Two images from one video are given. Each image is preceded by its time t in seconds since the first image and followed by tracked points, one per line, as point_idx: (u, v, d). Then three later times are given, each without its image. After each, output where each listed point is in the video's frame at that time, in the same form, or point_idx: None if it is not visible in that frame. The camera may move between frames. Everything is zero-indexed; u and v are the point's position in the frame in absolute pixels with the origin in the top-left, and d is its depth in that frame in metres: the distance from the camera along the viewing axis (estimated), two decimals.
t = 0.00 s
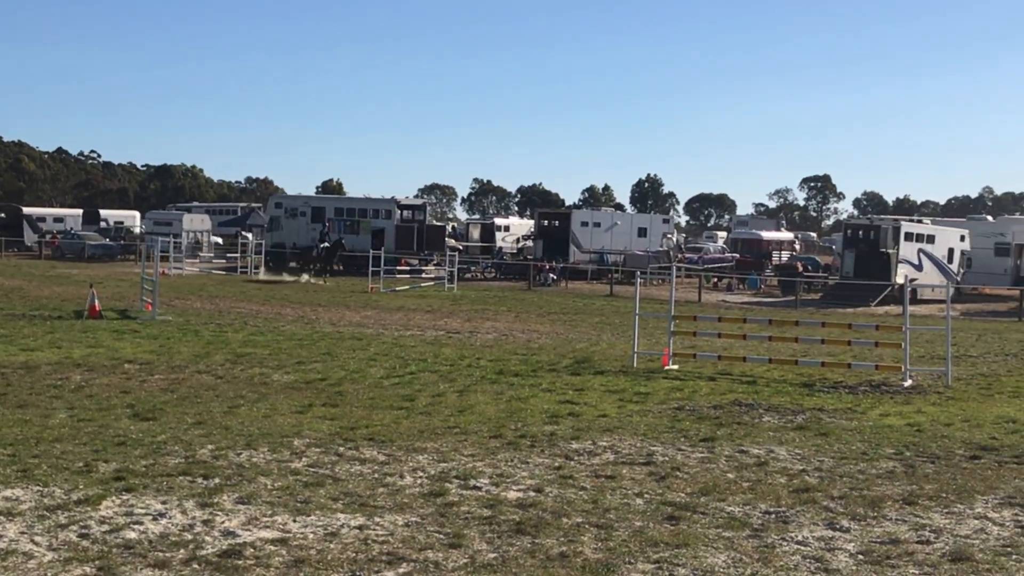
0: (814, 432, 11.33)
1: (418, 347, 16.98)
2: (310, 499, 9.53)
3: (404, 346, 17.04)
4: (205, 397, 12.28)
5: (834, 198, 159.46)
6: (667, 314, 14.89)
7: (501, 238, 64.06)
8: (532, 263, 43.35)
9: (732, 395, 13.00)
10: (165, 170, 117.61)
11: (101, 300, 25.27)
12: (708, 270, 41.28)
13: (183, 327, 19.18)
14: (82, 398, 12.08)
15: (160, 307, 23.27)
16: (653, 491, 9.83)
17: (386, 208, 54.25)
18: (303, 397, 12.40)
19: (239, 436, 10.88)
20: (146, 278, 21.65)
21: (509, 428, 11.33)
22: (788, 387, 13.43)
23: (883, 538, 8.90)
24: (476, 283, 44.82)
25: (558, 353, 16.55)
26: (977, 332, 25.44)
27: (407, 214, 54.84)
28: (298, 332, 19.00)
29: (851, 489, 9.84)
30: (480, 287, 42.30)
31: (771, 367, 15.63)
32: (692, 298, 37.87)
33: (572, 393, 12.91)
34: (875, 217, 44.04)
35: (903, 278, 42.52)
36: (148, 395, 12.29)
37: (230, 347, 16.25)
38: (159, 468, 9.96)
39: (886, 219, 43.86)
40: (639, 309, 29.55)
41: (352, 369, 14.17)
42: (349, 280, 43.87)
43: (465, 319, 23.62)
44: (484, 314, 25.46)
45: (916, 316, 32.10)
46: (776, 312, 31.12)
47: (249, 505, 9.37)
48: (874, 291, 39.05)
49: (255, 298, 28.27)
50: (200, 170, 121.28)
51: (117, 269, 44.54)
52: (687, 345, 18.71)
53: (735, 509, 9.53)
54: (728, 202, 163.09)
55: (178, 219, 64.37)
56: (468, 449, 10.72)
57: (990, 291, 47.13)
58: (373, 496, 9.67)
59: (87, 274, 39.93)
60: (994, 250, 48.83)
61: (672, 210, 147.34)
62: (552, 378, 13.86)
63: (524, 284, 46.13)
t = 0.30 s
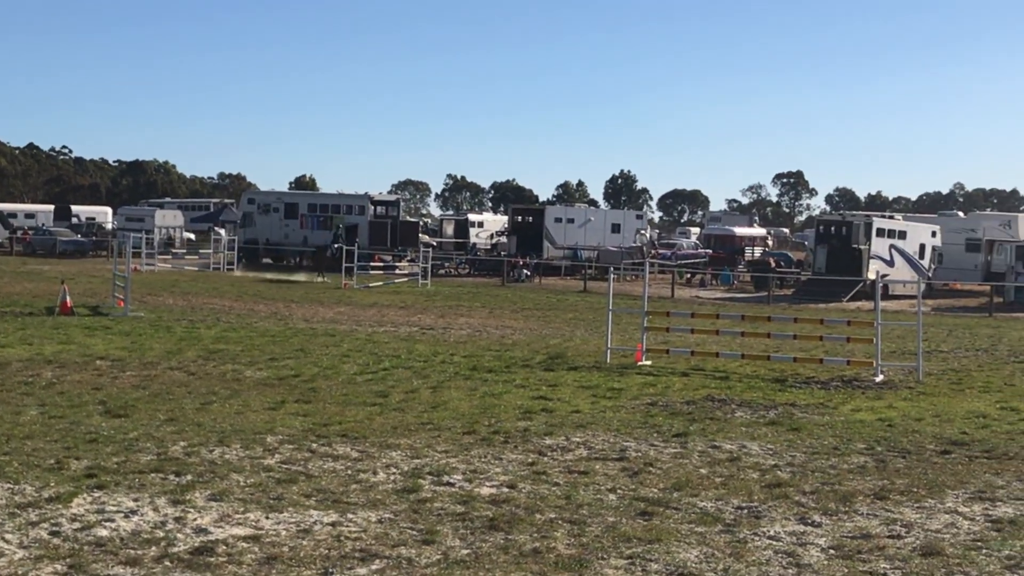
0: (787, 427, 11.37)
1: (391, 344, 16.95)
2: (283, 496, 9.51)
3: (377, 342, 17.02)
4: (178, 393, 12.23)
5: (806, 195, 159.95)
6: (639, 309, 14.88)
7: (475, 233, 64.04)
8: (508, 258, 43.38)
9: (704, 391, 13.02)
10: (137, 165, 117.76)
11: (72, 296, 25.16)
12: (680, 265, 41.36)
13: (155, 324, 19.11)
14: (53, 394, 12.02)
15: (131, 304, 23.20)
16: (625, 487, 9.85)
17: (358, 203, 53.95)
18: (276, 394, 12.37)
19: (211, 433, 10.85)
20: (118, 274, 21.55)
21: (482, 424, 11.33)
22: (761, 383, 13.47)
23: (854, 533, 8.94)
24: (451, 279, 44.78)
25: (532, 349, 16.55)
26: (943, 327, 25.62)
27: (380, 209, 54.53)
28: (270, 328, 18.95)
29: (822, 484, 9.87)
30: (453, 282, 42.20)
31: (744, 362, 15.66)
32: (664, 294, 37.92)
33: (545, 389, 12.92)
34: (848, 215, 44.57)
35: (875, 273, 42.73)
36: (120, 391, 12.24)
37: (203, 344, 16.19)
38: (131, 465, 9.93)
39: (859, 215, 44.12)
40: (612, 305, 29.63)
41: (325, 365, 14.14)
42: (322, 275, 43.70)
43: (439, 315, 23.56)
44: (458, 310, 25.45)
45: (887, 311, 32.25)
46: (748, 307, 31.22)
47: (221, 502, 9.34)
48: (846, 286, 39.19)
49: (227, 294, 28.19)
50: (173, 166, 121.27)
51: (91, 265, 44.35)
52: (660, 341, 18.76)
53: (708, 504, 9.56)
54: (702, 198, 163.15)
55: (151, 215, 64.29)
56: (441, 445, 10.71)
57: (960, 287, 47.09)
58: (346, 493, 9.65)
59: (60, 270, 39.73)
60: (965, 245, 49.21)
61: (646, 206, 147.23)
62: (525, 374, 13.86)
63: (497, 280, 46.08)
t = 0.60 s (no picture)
0: (766, 424, 11.38)
1: (371, 341, 16.94)
2: (262, 495, 9.49)
3: (358, 340, 16.99)
4: (157, 391, 12.20)
5: (785, 193, 160.20)
6: (619, 307, 14.82)
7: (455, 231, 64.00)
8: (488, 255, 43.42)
9: (684, 388, 13.03)
10: (116, 163, 117.27)
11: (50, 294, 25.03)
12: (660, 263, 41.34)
13: (134, 321, 19.04)
14: (31, 392, 11.97)
15: (109, 301, 23.09)
16: (605, 484, 9.85)
17: (337, 201, 53.43)
18: (255, 392, 12.33)
19: (190, 431, 10.82)
20: (97, 274, 21.49)
21: (462, 422, 11.32)
22: (740, 380, 13.49)
23: (833, 529, 8.96)
24: (432, 278, 44.61)
25: (512, 347, 16.54)
26: (921, 324, 25.75)
27: (359, 207, 53.89)
28: (250, 326, 18.88)
29: (802, 481, 9.89)
30: (434, 280, 42.07)
31: (723, 359, 15.69)
32: (644, 291, 37.90)
33: (525, 387, 12.91)
34: (824, 211, 44.38)
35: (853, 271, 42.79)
36: (98, 390, 12.19)
37: (182, 342, 16.13)
38: (110, 464, 9.89)
39: (837, 213, 44.21)
40: (592, 303, 29.64)
41: (305, 364, 14.10)
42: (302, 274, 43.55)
43: (419, 313, 23.50)
44: (438, 308, 25.40)
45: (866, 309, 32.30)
46: (729, 304, 31.25)
47: (200, 501, 9.31)
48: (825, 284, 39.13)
49: (206, 292, 28.06)
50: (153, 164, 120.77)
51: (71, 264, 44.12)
52: (641, 338, 18.81)
53: (688, 501, 9.56)
54: (682, 196, 163.05)
55: (130, 213, 64.03)
56: (421, 443, 10.70)
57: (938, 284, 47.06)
58: (326, 491, 9.64)
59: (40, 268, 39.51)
60: (943, 243, 49.65)
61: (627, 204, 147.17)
62: (505, 371, 13.86)
63: (477, 278, 45.97)
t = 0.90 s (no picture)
0: (746, 425, 11.42)
1: (352, 342, 16.95)
2: (242, 496, 9.48)
3: (338, 341, 16.97)
4: (137, 393, 12.16)
5: (765, 194, 160.50)
6: (599, 308, 14.82)
7: (436, 232, 64.03)
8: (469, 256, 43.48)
9: (664, 389, 13.04)
10: (97, 163, 117.07)
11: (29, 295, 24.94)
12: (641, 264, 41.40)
13: (114, 322, 18.98)
14: (10, 394, 11.92)
15: (89, 302, 23.03)
16: (586, 485, 9.87)
17: (319, 202, 53.81)
18: (236, 393, 12.31)
19: (170, 433, 10.79)
20: (75, 275, 21.41)
21: (443, 423, 11.32)
22: (720, 381, 13.52)
23: (812, 531, 8.98)
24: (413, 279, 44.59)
25: (493, 348, 16.54)
26: (901, 325, 25.87)
27: (341, 208, 54.68)
28: (230, 327, 18.83)
29: (781, 482, 9.91)
30: (417, 282, 42.05)
31: (702, 361, 15.70)
32: (624, 292, 37.96)
33: (506, 388, 12.91)
34: (806, 214, 44.69)
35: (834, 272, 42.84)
36: (77, 391, 12.15)
37: (162, 343, 16.10)
38: (89, 466, 9.86)
39: (817, 215, 44.30)
40: (573, 304, 29.71)
41: (285, 364, 14.08)
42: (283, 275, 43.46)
43: (401, 314, 23.50)
44: (420, 309, 25.40)
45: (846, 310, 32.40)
46: (711, 304, 31.31)
47: (180, 502, 9.29)
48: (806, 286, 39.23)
49: (187, 293, 28.00)
50: (133, 164, 120.49)
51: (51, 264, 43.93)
52: (621, 339, 18.84)
53: (668, 502, 9.58)
54: (663, 196, 162.87)
55: (109, 213, 63.77)
56: (401, 444, 10.69)
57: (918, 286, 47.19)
58: (305, 492, 9.63)
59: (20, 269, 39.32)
60: (922, 244, 49.79)
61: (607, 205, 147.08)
62: (486, 372, 13.87)
63: (458, 279, 46.01)
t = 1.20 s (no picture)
0: (720, 428, 11.45)
1: (327, 346, 16.96)
2: (215, 499, 9.45)
3: (313, 344, 16.95)
4: (110, 396, 12.11)
5: (738, 199, 161.12)
6: (574, 312, 14.88)
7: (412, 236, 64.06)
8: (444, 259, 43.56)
9: (638, 392, 13.06)
10: (71, 166, 116.55)
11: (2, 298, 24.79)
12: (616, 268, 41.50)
13: (87, 326, 18.89)
14: None
15: (62, 305, 22.90)
16: (560, 488, 9.88)
17: (295, 205, 53.68)
18: (210, 396, 12.28)
19: (144, 436, 10.76)
20: (48, 278, 21.31)
21: (418, 427, 11.31)
22: (694, 385, 13.54)
23: (785, 533, 9.02)
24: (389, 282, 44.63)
25: (468, 351, 16.55)
26: (874, 329, 26.04)
27: (317, 211, 54.31)
28: (204, 330, 18.77)
29: (754, 485, 9.94)
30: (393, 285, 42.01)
31: (677, 364, 15.73)
32: (600, 296, 38.04)
33: (481, 391, 12.93)
34: (781, 218, 44.68)
35: (808, 276, 42.84)
36: (50, 394, 12.10)
37: (136, 346, 16.05)
38: (61, 469, 9.82)
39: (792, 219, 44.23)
40: (547, 308, 29.75)
41: (260, 368, 14.06)
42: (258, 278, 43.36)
43: (375, 317, 23.53)
44: (395, 312, 25.38)
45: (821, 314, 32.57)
46: (684, 309, 31.42)
47: (153, 506, 9.25)
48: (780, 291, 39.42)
49: (161, 296, 27.87)
50: (108, 167, 119.96)
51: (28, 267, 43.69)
52: (596, 343, 18.87)
53: (642, 505, 9.60)
54: (639, 200, 162.85)
55: (84, 215, 63.61)
56: (376, 448, 10.69)
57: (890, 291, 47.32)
58: (279, 496, 9.60)
59: None
60: (895, 249, 50.10)
61: (582, 210, 147.24)
62: (461, 376, 13.87)
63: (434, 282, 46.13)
